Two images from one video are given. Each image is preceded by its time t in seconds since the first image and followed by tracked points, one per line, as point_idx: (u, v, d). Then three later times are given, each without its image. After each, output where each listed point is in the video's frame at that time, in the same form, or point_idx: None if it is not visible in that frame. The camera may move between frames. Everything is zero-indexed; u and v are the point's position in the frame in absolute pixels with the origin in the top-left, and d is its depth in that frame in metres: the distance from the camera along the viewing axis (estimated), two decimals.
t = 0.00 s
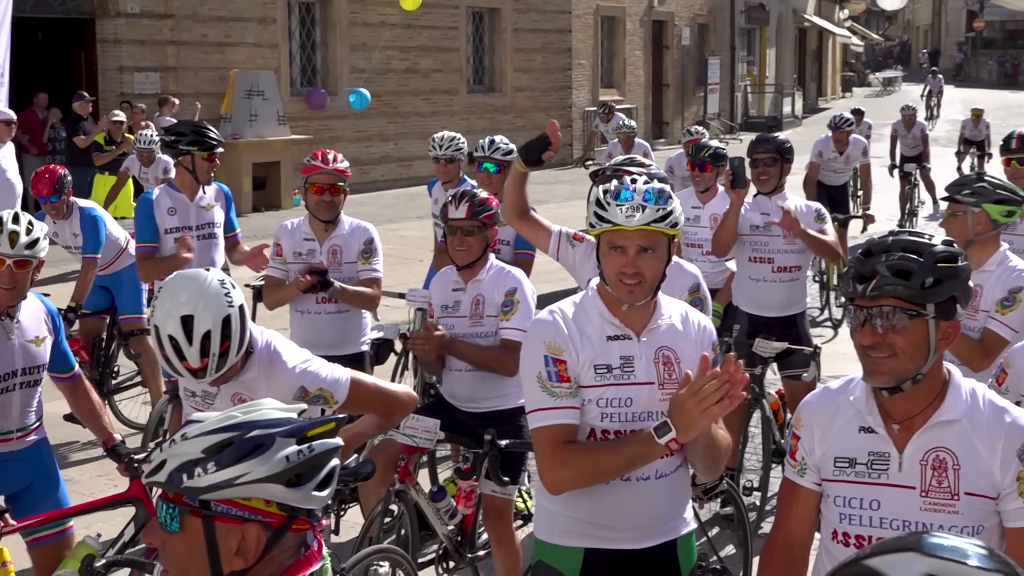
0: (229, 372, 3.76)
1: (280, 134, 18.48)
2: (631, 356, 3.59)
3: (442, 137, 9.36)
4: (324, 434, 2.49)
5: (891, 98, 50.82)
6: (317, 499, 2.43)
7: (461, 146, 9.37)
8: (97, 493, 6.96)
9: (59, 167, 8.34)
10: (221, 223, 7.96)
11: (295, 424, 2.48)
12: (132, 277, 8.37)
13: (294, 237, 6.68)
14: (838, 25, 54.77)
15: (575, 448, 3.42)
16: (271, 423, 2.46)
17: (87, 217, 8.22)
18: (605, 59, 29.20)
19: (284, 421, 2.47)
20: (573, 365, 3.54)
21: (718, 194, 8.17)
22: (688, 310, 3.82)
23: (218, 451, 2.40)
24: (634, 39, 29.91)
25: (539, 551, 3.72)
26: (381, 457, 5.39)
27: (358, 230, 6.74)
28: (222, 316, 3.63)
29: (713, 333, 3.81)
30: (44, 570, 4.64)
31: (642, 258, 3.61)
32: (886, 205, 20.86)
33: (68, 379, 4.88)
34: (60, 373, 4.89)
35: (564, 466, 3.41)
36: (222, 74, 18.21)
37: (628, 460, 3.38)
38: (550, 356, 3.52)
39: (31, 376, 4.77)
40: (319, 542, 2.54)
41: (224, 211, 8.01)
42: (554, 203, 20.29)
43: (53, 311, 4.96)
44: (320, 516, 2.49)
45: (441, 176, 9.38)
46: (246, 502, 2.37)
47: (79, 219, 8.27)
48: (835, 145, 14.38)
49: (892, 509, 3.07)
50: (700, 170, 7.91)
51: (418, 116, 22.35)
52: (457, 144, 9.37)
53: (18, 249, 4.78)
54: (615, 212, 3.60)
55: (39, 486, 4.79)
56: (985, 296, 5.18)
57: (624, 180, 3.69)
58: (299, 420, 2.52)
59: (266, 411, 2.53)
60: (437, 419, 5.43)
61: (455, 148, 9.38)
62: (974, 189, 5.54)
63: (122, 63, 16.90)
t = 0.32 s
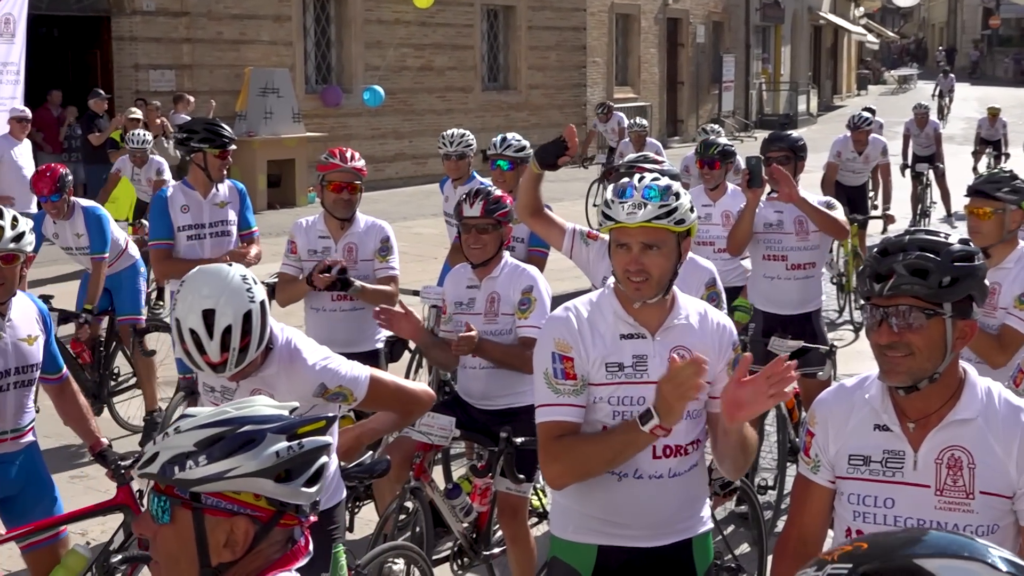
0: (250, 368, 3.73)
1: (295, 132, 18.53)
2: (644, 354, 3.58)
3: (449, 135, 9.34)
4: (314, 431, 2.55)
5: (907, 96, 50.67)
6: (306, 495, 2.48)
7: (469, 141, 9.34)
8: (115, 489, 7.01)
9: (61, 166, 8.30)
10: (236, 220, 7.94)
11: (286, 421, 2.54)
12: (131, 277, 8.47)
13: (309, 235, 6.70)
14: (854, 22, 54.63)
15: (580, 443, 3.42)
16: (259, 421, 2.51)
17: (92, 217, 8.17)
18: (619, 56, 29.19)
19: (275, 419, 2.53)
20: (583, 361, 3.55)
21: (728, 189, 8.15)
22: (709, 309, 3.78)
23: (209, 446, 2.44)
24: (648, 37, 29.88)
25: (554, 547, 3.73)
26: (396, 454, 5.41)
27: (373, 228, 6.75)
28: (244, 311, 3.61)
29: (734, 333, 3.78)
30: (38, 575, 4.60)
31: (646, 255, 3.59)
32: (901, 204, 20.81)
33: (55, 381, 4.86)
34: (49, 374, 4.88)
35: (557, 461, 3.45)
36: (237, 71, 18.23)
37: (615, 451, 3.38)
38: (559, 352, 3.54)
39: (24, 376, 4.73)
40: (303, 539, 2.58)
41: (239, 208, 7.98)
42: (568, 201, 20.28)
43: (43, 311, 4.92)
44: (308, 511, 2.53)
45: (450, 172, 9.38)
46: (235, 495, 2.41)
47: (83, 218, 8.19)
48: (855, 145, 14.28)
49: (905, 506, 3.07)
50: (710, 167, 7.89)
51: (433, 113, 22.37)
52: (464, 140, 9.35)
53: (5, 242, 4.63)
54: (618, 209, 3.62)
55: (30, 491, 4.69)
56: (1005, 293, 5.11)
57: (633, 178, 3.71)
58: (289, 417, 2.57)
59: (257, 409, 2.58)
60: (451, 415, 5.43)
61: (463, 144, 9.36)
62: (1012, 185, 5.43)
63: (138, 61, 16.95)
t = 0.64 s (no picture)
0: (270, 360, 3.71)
1: (310, 128, 18.58)
2: (659, 352, 3.58)
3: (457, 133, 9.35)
4: (300, 415, 2.41)
5: (921, 94, 50.60)
6: (292, 478, 2.35)
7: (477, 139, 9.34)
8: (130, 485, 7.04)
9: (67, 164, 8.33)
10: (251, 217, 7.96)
11: (271, 404, 2.40)
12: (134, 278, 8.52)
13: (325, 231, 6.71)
14: (869, 20, 54.58)
15: (599, 439, 3.45)
16: (247, 404, 2.37)
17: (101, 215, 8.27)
18: (634, 54, 29.19)
19: (261, 402, 2.39)
20: (599, 356, 3.57)
21: (739, 186, 8.14)
22: (726, 305, 3.76)
23: (197, 429, 2.32)
24: (663, 34, 29.86)
25: (569, 542, 3.75)
26: (410, 450, 5.43)
27: (389, 225, 6.76)
28: (265, 303, 3.59)
29: (752, 330, 3.75)
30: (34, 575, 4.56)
31: (651, 252, 3.58)
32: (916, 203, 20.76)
33: (53, 376, 4.77)
34: (47, 370, 4.78)
35: (577, 457, 3.47)
36: (253, 68, 18.26)
37: (648, 449, 3.40)
38: (576, 347, 3.56)
39: (25, 368, 4.67)
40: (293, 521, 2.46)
41: (255, 206, 8.02)
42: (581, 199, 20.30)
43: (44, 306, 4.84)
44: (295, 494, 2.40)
45: (458, 170, 9.39)
46: (221, 477, 2.30)
47: (91, 216, 8.22)
48: (872, 145, 14.21)
49: (919, 504, 3.08)
50: (720, 164, 7.89)
51: (447, 110, 22.39)
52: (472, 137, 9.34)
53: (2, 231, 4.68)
54: (622, 207, 3.63)
55: (29, 491, 4.58)
56: None
57: (642, 174, 3.70)
58: (277, 402, 2.43)
59: (244, 392, 2.45)
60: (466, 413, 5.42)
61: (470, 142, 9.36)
62: None
63: (153, 58, 16.98)
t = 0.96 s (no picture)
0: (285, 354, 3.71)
1: (324, 125, 18.61)
2: (673, 351, 3.59)
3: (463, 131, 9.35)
4: (269, 397, 2.48)
5: (937, 93, 50.45)
6: (264, 460, 2.41)
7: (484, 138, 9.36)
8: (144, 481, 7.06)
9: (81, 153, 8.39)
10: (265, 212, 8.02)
11: (241, 389, 2.47)
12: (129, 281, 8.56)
13: (340, 229, 6.74)
14: (885, 18, 54.49)
15: (605, 438, 3.46)
16: (216, 389, 2.46)
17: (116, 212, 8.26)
18: (649, 52, 29.18)
19: (230, 387, 2.47)
20: (610, 356, 3.58)
21: (753, 184, 8.14)
22: (745, 304, 3.75)
23: (167, 415, 2.41)
24: (678, 32, 29.83)
25: (583, 539, 3.77)
26: (423, 448, 5.43)
27: (404, 223, 6.78)
28: (282, 294, 3.58)
29: (771, 329, 3.74)
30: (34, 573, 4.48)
31: (661, 250, 3.58)
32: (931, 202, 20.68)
33: (60, 369, 4.80)
34: (54, 362, 4.81)
35: (584, 456, 3.49)
36: (268, 65, 18.32)
37: (638, 447, 3.40)
38: (586, 347, 3.57)
39: (32, 363, 4.68)
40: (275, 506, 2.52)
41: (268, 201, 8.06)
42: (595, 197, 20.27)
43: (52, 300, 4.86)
44: (271, 476, 2.44)
45: (465, 168, 9.41)
46: (193, 462, 2.38)
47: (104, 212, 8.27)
48: (890, 145, 14.14)
49: (932, 504, 3.07)
50: (734, 162, 7.89)
51: (462, 108, 22.41)
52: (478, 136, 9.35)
53: (5, 223, 4.64)
54: (633, 205, 3.63)
55: (35, 490, 4.60)
56: None
57: (653, 173, 3.69)
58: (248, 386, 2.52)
59: (217, 381, 2.54)
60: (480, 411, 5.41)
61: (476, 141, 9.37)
62: None
63: (168, 55, 17.04)
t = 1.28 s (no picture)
0: (294, 347, 3.72)
1: (339, 123, 18.63)
2: (688, 348, 3.58)
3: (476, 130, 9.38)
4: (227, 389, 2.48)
5: (952, 90, 50.31)
6: (224, 451, 2.40)
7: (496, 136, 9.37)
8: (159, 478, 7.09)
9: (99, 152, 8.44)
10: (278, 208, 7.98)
11: (202, 380, 2.48)
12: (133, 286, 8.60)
13: (354, 226, 6.74)
14: (900, 16, 54.40)
15: (624, 439, 3.48)
16: (177, 382, 2.48)
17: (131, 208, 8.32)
18: (663, 49, 29.15)
19: (191, 379, 2.48)
20: (627, 354, 3.59)
21: (765, 182, 8.13)
22: (763, 301, 3.74)
23: (131, 409, 2.45)
24: (692, 30, 29.80)
25: (600, 534, 3.78)
26: (438, 444, 5.42)
27: (418, 221, 6.75)
28: (296, 282, 3.59)
29: (789, 327, 3.72)
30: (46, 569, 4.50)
31: (675, 247, 3.58)
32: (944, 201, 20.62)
33: (74, 363, 4.77)
34: (68, 356, 4.78)
35: (603, 455, 3.50)
36: (281, 63, 18.36)
37: (668, 450, 3.42)
38: (603, 344, 3.58)
39: (44, 362, 4.68)
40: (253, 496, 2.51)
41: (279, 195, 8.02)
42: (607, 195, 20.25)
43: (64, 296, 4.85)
44: (238, 467, 2.43)
45: (478, 167, 9.42)
46: (155, 455, 2.41)
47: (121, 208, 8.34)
48: (906, 145, 14.09)
49: (947, 502, 3.07)
50: (745, 160, 7.89)
51: (476, 106, 22.42)
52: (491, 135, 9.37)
53: (18, 223, 4.77)
54: (648, 203, 3.63)
55: (51, 486, 4.61)
56: None
57: (668, 170, 3.70)
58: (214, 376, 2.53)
59: (186, 373, 2.55)
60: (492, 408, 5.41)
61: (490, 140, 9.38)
62: None
63: (183, 53, 17.09)
